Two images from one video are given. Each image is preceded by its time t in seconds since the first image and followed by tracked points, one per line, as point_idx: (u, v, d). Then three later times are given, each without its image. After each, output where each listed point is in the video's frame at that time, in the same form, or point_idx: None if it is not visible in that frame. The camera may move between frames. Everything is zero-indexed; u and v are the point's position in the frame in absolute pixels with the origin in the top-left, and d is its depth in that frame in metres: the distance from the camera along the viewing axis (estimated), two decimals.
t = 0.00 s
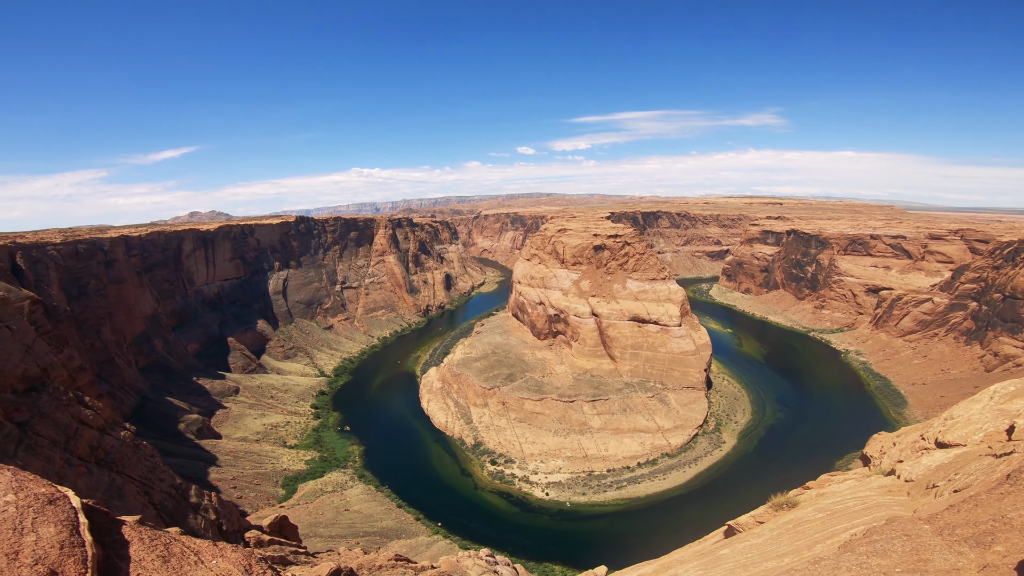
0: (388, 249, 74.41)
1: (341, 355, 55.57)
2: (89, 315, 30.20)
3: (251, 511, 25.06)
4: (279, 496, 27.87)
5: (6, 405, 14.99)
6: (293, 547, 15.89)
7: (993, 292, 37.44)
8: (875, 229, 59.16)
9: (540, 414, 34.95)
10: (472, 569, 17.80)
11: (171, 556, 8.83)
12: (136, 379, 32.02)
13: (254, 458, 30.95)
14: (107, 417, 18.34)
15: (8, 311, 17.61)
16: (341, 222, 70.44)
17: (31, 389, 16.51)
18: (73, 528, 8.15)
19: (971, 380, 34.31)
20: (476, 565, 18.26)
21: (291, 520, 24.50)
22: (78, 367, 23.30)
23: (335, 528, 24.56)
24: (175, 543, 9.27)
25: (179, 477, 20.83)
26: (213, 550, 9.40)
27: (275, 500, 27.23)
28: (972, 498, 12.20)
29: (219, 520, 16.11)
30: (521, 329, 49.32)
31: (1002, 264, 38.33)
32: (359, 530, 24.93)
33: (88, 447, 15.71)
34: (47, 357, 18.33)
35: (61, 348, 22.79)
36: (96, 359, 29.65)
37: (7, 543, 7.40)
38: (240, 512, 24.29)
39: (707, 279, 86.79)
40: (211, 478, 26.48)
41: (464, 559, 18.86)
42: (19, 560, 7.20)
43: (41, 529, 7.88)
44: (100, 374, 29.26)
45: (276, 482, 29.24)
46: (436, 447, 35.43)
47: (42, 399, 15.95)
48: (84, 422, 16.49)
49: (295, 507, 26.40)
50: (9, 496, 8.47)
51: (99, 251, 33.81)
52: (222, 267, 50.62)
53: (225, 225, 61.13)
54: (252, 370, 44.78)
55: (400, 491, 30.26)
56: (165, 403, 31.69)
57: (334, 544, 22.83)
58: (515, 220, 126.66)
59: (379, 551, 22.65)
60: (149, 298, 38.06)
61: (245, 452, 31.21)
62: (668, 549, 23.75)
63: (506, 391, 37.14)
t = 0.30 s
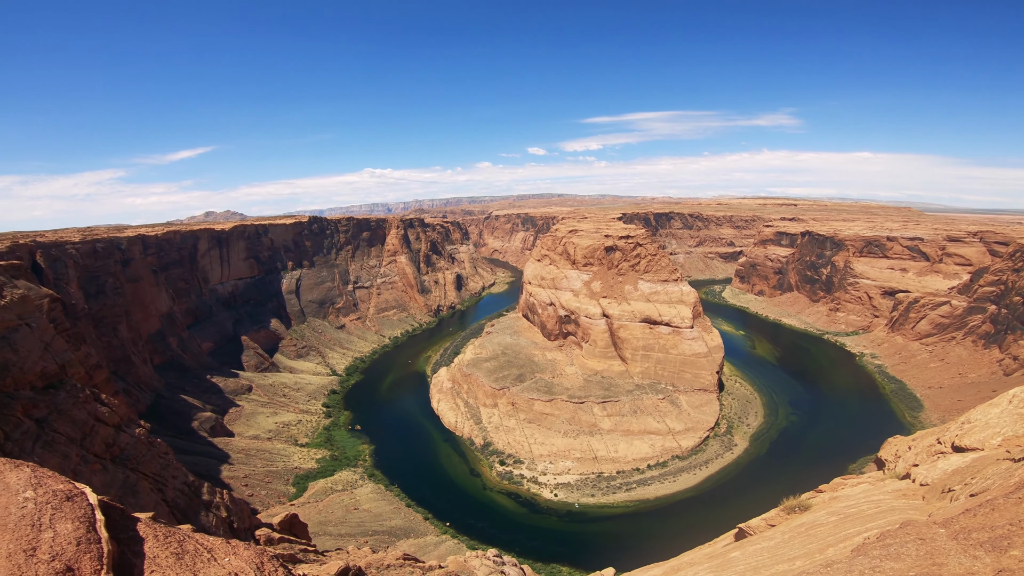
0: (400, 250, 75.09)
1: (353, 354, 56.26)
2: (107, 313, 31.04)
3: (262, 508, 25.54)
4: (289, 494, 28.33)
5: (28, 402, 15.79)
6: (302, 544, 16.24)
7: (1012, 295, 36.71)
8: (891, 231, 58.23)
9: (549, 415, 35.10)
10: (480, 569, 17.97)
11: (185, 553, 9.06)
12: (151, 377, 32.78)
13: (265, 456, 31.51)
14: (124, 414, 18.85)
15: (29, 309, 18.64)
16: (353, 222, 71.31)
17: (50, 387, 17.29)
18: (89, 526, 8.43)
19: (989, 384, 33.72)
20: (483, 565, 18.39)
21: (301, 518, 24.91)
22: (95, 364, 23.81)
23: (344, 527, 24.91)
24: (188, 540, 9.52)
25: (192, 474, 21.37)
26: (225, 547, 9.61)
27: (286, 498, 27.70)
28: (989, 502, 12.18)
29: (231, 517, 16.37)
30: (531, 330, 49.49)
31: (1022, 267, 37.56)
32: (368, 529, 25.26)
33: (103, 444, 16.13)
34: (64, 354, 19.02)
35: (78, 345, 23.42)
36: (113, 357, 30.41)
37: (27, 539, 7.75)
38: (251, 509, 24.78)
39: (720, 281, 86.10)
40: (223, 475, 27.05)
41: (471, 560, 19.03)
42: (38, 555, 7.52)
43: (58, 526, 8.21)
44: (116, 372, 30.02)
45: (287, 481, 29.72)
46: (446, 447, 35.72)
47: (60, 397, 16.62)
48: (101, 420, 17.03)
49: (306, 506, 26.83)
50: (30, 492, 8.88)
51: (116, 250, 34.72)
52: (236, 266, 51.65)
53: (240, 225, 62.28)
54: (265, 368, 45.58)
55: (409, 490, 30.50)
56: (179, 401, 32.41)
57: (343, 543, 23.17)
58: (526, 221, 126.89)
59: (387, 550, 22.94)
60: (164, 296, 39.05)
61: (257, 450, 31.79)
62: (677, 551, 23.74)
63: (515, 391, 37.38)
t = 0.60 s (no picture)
0: (411, 250, 75.74)
1: (364, 354, 56.94)
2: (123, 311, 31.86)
3: (272, 507, 26.02)
4: (300, 493, 28.78)
5: (46, 400, 16.31)
6: (311, 544, 16.56)
7: None
8: (909, 233, 57.28)
9: (559, 416, 35.24)
10: (487, 570, 18.16)
11: (197, 551, 9.05)
12: (166, 376, 33.50)
13: (277, 455, 32.06)
14: (139, 412, 19.44)
15: (48, 308, 19.42)
16: (365, 223, 72.15)
17: (67, 384, 17.83)
18: (104, 522, 8.43)
19: (1007, 388, 33.12)
20: (491, 566, 18.54)
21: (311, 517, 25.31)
22: (112, 362, 24.35)
23: (353, 526, 25.25)
24: (202, 538, 9.49)
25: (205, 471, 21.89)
26: (237, 545, 9.56)
27: (296, 497, 28.14)
28: (1005, 506, 12.13)
29: (242, 515, 16.73)
30: (542, 331, 49.64)
31: None
32: (377, 528, 25.58)
33: (118, 442, 16.66)
34: (81, 352, 19.77)
35: (95, 344, 24.00)
36: (129, 355, 31.14)
37: (43, 535, 7.73)
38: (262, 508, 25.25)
39: (733, 282, 85.37)
40: (236, 473, 27.62)
41: (479, 561, 19.21)
42: (54, 551, 7.49)
43: (75, 522, 8.22)
44: (131, 370, 30.74)
45: (297, 479, 30.19)
46: (456, 447, 36.03)
47: (78, 394, 17.21)
48: (117, 417, 17.50)
49: (316, 505, 27.24)
50: (47, 488, 8.95)
51: (133, 250, 35.64)
52: (250, 266, 52.61)
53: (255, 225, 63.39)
54: (278, 367, 46.34)
55: (418, 490, 30.81)
56: (193, 399, 33.09)
57: (352, 542, 23.53)
58: (537, 222, 127.07)
59: (395, 550, 23.23)
60: (179, 295, 39.97)
61: (269, 449, 32.35)
62: (685, 554, 23.72)
63: (525, 392, 37.61)
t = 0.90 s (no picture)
0: (426, 250, 76.52)
1: (379, 353, 57.78)
2: (144, 308, 32.95)
3: (284, 504, 26.63)
4: (312, 490, 29.36)
5: (68, 395, 16.99)
6: (323, 541, 16.90)
7: None
8: (932, 236, 56.03)
9: (571, 417, 35.41)
10: (495, 570, 18.41)
11: (212, 546, 9.09)
12: (184, 372, 34.50)
13: (291, 452, 32.77)
14: (157, 408, 20.22)
15: (72, 304, 20.11)
16: (381, 223, 73.13)
17: (88, 379, 18.49)
18: (123, 517, 8.38)
19: None
20: (499, 567, 18.75)
21: (323, 514, 25.80)
22: (132, 358, 25.14)
23: (364, 524, 25.67)
24: (217, 533, 9.59)
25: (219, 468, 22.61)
26: (251, 542, 9.68)
27: (308, 495, 28.73)
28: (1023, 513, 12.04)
29: (255, 513, 17.49)
30: (555, 332, 49.82)
31: None
32: (387, 527, 25.97)
33: (136, 437, 17.46)
34: (102, 348, 20.42)
35: (117, 340, 24.86)
36: (149, 351, 32.14)
37: (63, 529, 7.70)
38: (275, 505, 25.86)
39: (750, 285, 84.38)
40: (250, 470, 28.29)
41: (488, 561, 19.49)
42: (73, 545, 7.45)
43: (95, 516, 8.16)
44: (151, 366, 31.73)
45: (310, 477, 30.80)
46: (467, 447, 36.39)
47: (98, 389, 17.96)
48: (135, 413, 18.27)
49: (328, 502, 27.78)
50: (69, 483, 8.94)
51: (154, 248, 36.82)
52: (267, 265, 53.85)
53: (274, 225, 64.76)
54: (294, 365, 47.32)
55: (429, 488, 31.21)
56: (210, 396, 33.96)
57: (361, 540, 23.92)
58: (551, 223, 127.09)
59: (405, 548, 23.59)
60: (198, 293, 41.14)
61: (283, 446, 33.07)
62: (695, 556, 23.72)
63: (537, 393, 37.84)
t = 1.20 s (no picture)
0: (445, 250, 77.46)
1: (397, 351, 58.83)
2: (170, 304, 34.37)
3: (300, 500, 27.32)
4: (328, 487, 30.06)
5: (95, 389, 18.01)
6: (337, 538, 17.36)
7: None
8: (962, 240, 54.43)
9: (586, 419, 35.63)
10: (506, 570, 18.74)
11: (230, 540, 9.33)
12: (206, 367, 35.81)
13: (308, 449, 33.65)
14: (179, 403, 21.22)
15: (101, 299, 21.15)
16: (401, 223, 74.33)
17: (115, 373, 19.45)
18: (146, 509, 8.61)
19: None
20: (509, 567, 19.05)
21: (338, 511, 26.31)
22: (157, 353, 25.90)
23: (378, 522, 26.06)
24: (235, 528, 9.87)
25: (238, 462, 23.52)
26: (269, 536, 9.96)
27: (324, 491, 29.39)
28: None
29: (270, 507, 17.57)
30: (572, 333, 50.01)
31: None
32: (400, 525, 26.31)
33: (159, 431, 18.31)
34: (129, 343, 21.22)
35: (144, 336, 25.82)
36: (173, 347, 33.49)
37: (89, 521, 7.96)
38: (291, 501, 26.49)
39: (772, 289, 83.03)
40: (268, 466, 29.05)
41: (499, 560, 19.86)
42: (97, 537, 7.68)
43: (119, 509, 8.41)
44: (175, 362, 33.03)
45: (326, 474, 31.53)
46: (481, 446, 36.88)
47: (123, 384, 18.92)
48: (159, 407, 19.20)
49: (343, 499, 28.33)
50: (95, 475, 9.20)
51: (180, 246, 38.29)
52: (289, 263, 55.40)
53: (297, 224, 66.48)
54: (313, 363, 48.67)
55: (443, 487, 31.67)
56: (231, 392, 35.17)
57: (375, 538, 24.25)
58: (570, 224, 126.97)
59: (418, 547, 23.95)
60: (222, 290, 42.64)
61: (301, 443, 33.97)
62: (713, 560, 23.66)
63: (553, 395, 38.15)
